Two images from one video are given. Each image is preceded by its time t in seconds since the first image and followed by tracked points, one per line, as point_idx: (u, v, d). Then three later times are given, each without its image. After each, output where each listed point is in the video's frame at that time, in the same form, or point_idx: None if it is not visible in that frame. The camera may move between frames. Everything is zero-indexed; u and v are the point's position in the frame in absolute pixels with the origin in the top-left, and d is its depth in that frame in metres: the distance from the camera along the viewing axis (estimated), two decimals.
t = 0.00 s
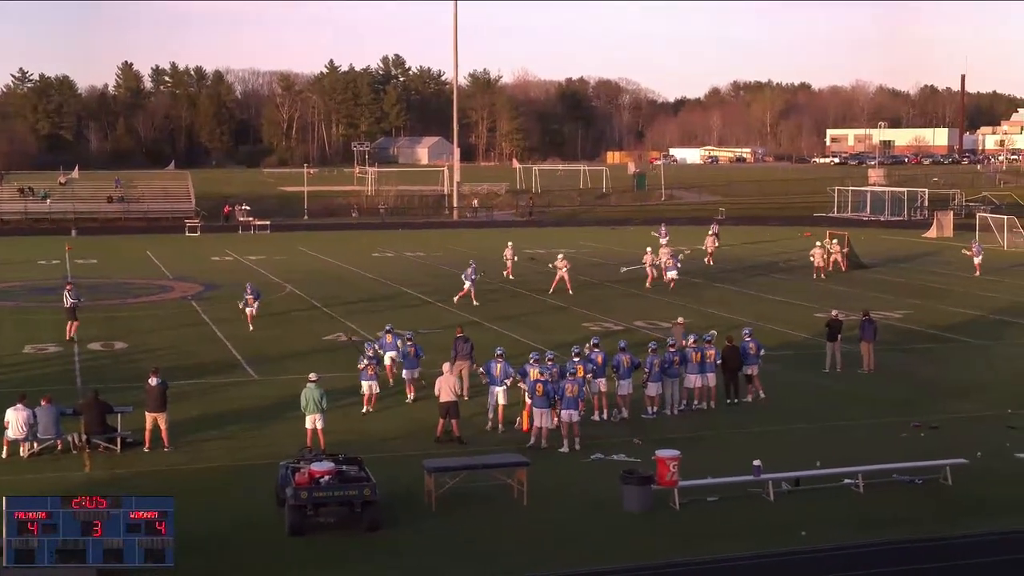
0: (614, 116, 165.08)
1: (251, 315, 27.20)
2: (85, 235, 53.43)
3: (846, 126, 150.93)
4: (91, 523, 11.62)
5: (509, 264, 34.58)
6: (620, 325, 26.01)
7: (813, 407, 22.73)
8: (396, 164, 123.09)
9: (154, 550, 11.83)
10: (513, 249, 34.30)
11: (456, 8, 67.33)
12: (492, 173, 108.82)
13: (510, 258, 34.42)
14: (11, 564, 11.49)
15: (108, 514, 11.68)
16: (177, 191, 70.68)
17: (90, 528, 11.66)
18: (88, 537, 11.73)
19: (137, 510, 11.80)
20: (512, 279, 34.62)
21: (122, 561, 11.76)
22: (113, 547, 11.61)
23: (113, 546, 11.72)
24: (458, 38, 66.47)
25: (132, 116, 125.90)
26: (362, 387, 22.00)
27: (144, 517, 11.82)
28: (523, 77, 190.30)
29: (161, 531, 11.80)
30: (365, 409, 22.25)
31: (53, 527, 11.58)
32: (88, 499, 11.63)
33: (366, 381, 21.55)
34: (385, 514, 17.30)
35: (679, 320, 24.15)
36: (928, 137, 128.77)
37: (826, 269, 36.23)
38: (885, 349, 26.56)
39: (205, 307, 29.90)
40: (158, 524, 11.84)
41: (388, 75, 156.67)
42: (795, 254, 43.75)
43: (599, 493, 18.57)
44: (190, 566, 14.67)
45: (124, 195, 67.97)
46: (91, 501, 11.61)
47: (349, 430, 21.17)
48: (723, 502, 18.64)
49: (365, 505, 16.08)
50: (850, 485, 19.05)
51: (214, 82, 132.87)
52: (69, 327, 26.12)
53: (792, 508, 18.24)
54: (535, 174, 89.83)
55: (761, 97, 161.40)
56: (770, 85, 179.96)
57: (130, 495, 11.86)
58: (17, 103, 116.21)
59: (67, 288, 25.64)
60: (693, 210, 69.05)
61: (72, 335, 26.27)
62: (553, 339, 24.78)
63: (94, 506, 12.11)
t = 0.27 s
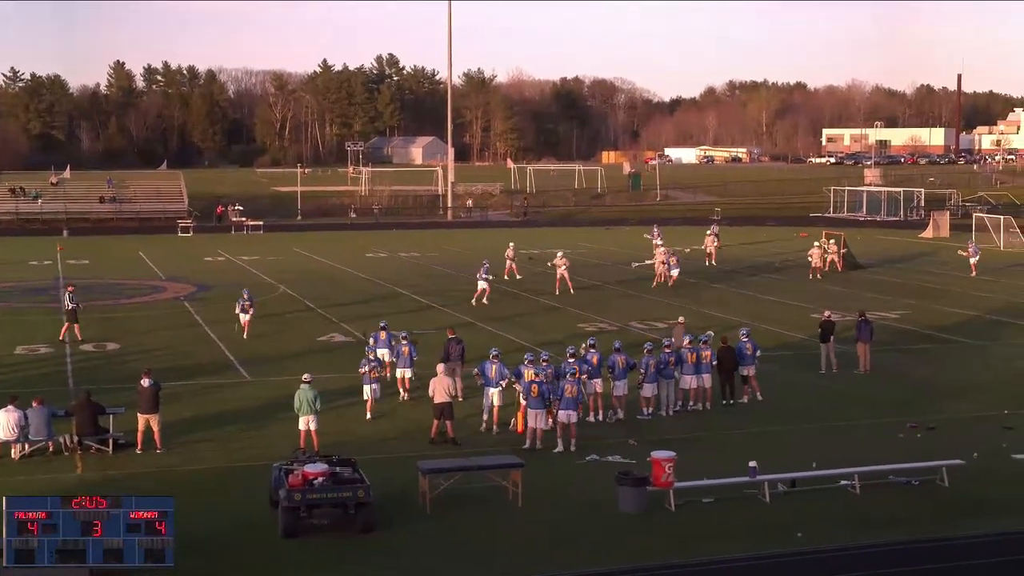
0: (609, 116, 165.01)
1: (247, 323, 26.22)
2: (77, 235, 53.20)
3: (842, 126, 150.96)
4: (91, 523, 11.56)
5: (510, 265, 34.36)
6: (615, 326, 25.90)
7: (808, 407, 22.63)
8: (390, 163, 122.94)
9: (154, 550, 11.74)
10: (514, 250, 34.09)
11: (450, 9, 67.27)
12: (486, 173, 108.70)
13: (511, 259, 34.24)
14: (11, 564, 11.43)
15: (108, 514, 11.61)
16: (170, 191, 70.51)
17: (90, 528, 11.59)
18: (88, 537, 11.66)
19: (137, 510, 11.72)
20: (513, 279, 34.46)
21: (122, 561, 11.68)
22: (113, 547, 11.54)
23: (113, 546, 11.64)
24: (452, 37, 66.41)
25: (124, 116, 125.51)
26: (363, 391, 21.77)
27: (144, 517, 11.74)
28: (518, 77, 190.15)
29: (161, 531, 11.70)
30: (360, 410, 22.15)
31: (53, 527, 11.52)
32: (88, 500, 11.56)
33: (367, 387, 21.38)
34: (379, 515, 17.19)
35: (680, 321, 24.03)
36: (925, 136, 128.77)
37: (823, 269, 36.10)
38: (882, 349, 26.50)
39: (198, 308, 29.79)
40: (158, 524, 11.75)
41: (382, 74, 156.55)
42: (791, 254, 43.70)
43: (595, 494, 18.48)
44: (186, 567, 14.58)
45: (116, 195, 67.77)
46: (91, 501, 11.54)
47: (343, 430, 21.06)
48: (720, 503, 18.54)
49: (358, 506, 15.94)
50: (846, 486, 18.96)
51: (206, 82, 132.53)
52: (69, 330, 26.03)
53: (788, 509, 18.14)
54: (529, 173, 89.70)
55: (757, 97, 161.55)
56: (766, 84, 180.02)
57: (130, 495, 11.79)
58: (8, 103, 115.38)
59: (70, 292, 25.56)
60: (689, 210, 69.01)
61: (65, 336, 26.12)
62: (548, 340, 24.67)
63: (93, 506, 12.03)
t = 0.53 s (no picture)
0: (608, 115, 164.93)
1: (247, 328, 25.49)
2: (74, 235, 53.12)
3: (842, 125, 151.02)
4: (91, 523, 11.51)
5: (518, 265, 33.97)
6: (615, 327, 25.78)
7: (808, 408, 22.52)
8: (389, 163, 122.95)
9: (154, 550, 11.69)
10: (521, 249, 33.82)
11: (449, 8, 67.22)
12: (486, 172, 108.61)
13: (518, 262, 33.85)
14: (11, 564, 11.39)
15: (108, 514, 11.57)
16: (168, 191, 70.42)
17: (90, 528, 11.55)
18: (88, 537, 11.61)
19: (137, 510, 11.67)
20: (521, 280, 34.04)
21: (122, 561, 11.64)
22: (113, 547, 11.49)
23: (113, 546, 11.60)
24: (451, 36, 66.35)
25: (122, 115, 125.55)
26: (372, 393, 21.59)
27: (144, 517, 11.69)
28: (517, 76, 190.07)
29: (161, 531, 11.65)
30: (358, 411, 22.04)
31: (53, 527, 11.47)
32: (88, 500, 11.51)
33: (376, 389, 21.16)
34: (377, 516, 17.10)
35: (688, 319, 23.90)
36: (926, 136, 128.69)
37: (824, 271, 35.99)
38: (882, 349, 26.38)
39: (196, 308, 29.69)
40: (158, 524, 11.70)
41: (381, 73, 156.62)
42: (792, 254, 43.62)
43: (594, 495, 18.37)
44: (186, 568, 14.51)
45: (113, 195, 67.71)
46: (91, 502, 11.49)
47: (342, 431, 20.96)
48: (720, 505, 18.43)
49: (356, 508, 15.83)
50: (848, 487, 18.83)
51: (204, 80, 132.60)
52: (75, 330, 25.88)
53: (789, 510, 18.04)
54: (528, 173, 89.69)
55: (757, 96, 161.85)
56: (766, 84, 180.16)
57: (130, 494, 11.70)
58: (5, 102, 115.20)
59: (75, 290, 25.43)
60: (689, 210, 69.01)
61: (61, 337, 25.99)
62: (548, 339, 24.55)
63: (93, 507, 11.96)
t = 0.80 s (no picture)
0: (607, 114, 164.77)
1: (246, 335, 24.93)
2: (69, 235, 53.01)
3: (841, 125, 150.97)
4: (91, 523, 11.52)
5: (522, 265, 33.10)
6: (613, 327, 25.67)
7: (807, 408, 22.42)
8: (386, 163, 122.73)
9: (154, 550, 11.71)
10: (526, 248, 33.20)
11: (445, 8, 67.13)
12: (484, 172, 108.45)
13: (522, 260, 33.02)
14: (11, 564, 11.40)
15: (108, 514, 11.58)
16: (163, 190, 70.29)
17: (90, 528, 11.56)
18: (88, 537, 11.61)
19: (137, 509, 11.70)
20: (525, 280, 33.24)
21: (122, 561, 11.66)
22: (113, 547, 11.50)
23: (113, 546, 11.61)
24: (448, 36, 66.29)
25: (117, 114, 125.32)
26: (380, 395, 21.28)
27: (144, 517, 11.71)
28: (516, 75, 189.87)
29: (161, 531, 11.67)
30: (355, 411, 21.96)
31: (53, 527, 11.46)
32: (88, 500, 11.52)
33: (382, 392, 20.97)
34: (375, 517, 17.02)
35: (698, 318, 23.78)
36: (926, 135, 128.53)
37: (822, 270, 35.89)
38: (881, 349, 26.32)
39: (191, 308, 29.60)
40: (158, 524, 11.72)
41: (378, 71, 156.47)
42: (790, 254, 43.54)
43: (592, 496, 18.30)
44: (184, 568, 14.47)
45: (109, 195, 67.58)
46: (91, 501, 11.50)
47: (339, 432, 20.86)
48: (719, 506, 18.33)
49: (353, 509, 15.70)
50: (847, 488, 18.74)
51: (200, 79, 132.34)
52: (78, 329, 25.76)
53: (788, 511, 17.94)
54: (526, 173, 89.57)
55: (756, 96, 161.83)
56: (765, 83, 180.06)
57: (130, 494, 11.76)
58: None
59: (79, 290, 25.32)
60: (688, 210, 68.91)
61: (56, 337, 25.88)
62: (546, 339, 24.44)
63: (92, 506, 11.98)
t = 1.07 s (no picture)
0: (608, 112, 164.68)
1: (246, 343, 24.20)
2: (66, 234, 52.94)
3: (843, 124, 150.89)
4: (90, 523, 11.50)
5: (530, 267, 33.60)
6: (612, 327, 25.58)
7: (806, 409, 22.32)
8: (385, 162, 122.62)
9: (154, 550, 11.72)
10: (532, 250, 33.51)
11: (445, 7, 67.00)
12: (483, 171, 108.42)
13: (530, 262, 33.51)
14: (11, 564, 11.38)
15: (108, 514, 11.54)
16: (161, 189, 70.24)
17: (90, 529, 11.54)
18: (88, 537, 11.60)
19: (137, 510, 11.64)
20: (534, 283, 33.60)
21: (123, 561, 11.65)
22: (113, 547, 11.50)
23: (113, 546, 11.61)
24: (447, 35, 66.20)
25: (115, 113, 125.28)
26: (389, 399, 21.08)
27: (144, 517, 11.68)
28: (516, 74, 189.79)
29: (161, 532, 11.64)
30: (354, 412, 21.86)
31: (53, 527, 11.45)
32: (88, 500, 11.49)
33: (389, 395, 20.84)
34: (372, 518, 16.92)
35: (701, 318, 23.67)
36: (928, 134, 127.91)
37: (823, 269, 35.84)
38: (883, 350, 26.24)
39: (189, 308, 29.54)
40: (158, 524, 11.68)
41: (377, 70, 156.43)
42: (792, 254, 43.42)
43: (592, 497, 18.20)
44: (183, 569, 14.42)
45: (107, 194, 67.53)
46: (91, 502, 11.47)
47: (336, 432, 20.78)
48: (719, 507, 18.22)
49: (352, 510, 15.61)
50: (848, 489, 18.63)
51: (198, 78, 132.26)
52: (85, 330, 25.66)
53: (788, 512, 17.83)
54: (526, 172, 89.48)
55: (757, 95, 161.78)
56: (767, 81, 179.93)
57: (130, 494, 11.70)
58: None
59: (86, 291, 25.16)
60: (689, 209, 68.81)
61: (54, 338, 25.81)
62: (545, 340, 24.34)
63: (93, 506, 11.96)
